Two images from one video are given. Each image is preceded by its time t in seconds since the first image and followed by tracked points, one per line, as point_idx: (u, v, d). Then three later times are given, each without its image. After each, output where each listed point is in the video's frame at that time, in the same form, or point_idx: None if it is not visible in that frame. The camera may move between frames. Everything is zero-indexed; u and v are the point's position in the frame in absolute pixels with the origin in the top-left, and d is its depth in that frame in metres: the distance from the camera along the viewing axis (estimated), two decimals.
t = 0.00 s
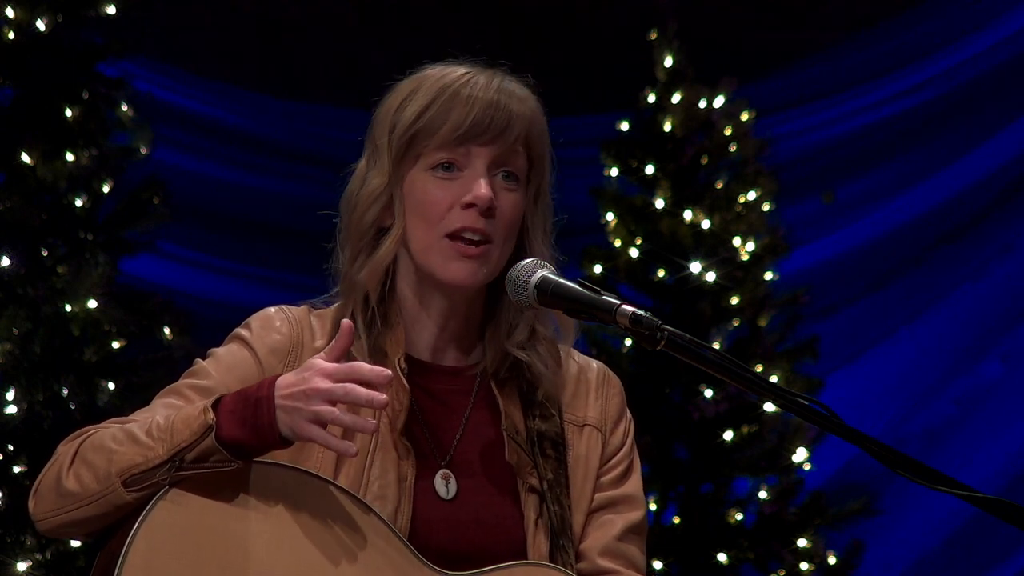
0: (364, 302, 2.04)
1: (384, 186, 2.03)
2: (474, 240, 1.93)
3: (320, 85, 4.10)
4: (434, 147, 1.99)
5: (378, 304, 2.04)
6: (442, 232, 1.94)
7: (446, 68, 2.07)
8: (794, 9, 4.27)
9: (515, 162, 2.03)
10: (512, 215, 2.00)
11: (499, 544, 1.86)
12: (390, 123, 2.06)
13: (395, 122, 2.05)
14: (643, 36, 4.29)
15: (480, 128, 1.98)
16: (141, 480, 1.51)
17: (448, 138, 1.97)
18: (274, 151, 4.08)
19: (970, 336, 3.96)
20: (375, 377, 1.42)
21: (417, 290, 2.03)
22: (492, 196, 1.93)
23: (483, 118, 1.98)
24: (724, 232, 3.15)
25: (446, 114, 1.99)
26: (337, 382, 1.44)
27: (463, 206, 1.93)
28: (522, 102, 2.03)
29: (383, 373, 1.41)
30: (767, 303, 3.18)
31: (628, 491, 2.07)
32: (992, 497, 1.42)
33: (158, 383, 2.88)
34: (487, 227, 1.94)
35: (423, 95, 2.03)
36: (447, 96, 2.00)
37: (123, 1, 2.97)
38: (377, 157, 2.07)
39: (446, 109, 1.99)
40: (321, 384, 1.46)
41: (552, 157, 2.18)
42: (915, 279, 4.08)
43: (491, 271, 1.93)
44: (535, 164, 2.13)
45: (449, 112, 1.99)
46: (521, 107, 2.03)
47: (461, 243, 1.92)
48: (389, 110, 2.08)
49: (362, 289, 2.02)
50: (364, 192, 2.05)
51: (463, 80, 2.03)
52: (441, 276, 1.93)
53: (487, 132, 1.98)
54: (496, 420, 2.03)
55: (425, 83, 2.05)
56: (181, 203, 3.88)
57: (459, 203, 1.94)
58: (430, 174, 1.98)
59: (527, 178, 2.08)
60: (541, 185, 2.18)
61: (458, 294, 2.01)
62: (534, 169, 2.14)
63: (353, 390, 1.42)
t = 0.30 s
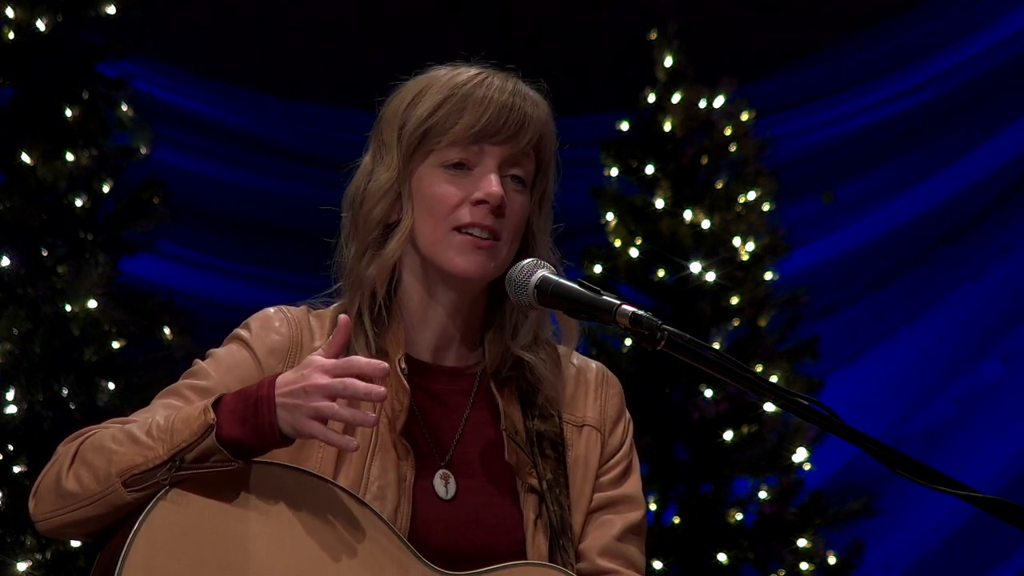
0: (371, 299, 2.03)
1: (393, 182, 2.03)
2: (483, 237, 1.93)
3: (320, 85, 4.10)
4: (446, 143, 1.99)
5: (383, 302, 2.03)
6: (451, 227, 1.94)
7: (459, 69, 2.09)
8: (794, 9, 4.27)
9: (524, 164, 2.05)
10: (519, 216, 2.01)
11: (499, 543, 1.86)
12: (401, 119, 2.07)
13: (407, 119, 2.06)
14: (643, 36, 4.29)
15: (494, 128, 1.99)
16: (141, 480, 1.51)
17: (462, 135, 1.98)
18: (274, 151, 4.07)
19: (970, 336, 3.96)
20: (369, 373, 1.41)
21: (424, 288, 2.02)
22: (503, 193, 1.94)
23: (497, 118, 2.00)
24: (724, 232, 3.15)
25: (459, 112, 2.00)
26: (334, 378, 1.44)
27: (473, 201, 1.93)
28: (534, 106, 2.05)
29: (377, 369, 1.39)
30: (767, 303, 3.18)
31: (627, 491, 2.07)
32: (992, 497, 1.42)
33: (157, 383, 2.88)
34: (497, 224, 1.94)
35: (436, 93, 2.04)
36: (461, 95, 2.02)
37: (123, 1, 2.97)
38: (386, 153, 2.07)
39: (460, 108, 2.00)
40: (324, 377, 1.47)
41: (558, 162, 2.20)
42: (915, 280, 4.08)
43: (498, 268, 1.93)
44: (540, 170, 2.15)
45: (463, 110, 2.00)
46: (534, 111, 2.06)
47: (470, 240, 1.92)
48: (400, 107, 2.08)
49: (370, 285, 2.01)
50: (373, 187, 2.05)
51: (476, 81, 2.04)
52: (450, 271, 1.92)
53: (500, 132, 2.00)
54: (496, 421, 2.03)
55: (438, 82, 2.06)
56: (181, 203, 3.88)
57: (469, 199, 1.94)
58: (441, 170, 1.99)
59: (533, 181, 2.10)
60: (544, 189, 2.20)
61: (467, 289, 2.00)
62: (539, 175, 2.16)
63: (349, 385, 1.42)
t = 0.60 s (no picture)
0: (375, 298, 2.03)
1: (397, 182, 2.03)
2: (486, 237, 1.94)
3: (320, 85, 4.11)
4: (449, 144, 1.99)
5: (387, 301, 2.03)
6: (456, 229, 1.94)
7: (459, 67, 2.09)
8: (794, 8, 4.26)
9: (526, 162, 2.05)
10: (522, 215, 2.01)
11: (501, 543, 1.86)
12: (402, 119, 2.07)
13: (408, 119, 2.06)
14: (643, 35, 4.29)
15: (496, 128, 1.99)
16: (145, 442, 1.50)
17: (464, 136, 1.98)
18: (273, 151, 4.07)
19: (970, 336, 3.97)
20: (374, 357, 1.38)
21: (427, 287, 2.01)
22: (507, 193, 1.94)
23: (499, 117, 2.00)
24: (724, 232, 3.16)
25: (461, 113, 2.00)
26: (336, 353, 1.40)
27: (477, 202, 1.93)
28: (535, 104, 2.05)
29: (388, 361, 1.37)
30: (767, 303, 3.18)
31: (629, 491, 2.08)
32: (991, 497, 1.43)
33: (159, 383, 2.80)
34: (502, 224, 1.94)
35: (437, 93, 2.04)
36: (462, 95, 2.02)
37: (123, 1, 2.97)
38: (389, 154, 2.07)
39: (461, 108, 2.00)
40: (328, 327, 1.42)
41: (560, 158, 2.20)
42: (915, 280, 4.08)
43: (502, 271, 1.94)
44: (543, 166, 2.15)
45: (464, 110, 2.00)
46: (535, 108, 2.05)
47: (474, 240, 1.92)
48: (401, 107, 2.08)
49: (374, 286, 2.02)
50: (377, 188, 2.05)
51: (476, 80, 2.04)
52: (453, 272, 1.93)
53: (502, 131, 2.00)
54: (501, 421, 2.03)
55: (439, 82, 2.06)
56: (181, 203, 3.88)
57: (473, 200, 1.94)
58: (445, 171, 1.99)
59: (535, 179, 2.10)
60: (547, 186, 2.20)
61: (467, 291, 1.99)
62: (542, 172, 2.16)
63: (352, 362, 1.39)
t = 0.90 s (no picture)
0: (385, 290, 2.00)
1: (412, 174, 2.03)
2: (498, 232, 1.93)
3: (320, 85, 4.11)
4: (467, 139, 2.00)
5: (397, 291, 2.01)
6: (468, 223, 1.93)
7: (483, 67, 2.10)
8: (794, 8, 4.27)
9: (542, 164, 2.06)
10: (533, 216, 2.01)
11: (503, 543, 1.86)
12: (422, 114, 2.07)
13: (428, 113, 2.06)
14: (643, 35, 4.28)
15: (514, 127, 2.00)
16: (163, 331, 1.56)
17: (482, 132, 1.99)
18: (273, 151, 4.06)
19: (970, 336, 3.97)
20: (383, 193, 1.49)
21: (436, 281, 2.00)
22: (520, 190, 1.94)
23: (518, 116, 2.01)
24: (724, 232, 3.16)
25: (481, 110, 2.01)
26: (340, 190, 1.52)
27: (491, 197, 1.93)
28: (555, 107, 2.06)
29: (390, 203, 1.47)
30: (767, 303, 3.19)
31: (631, 493, 2.08)
32: (991, 497, 1.43)
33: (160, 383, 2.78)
34: (513, 221, 1.94)
35: (457, 90, 2.05)
36: (483, 92, 2.03)
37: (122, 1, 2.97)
38: (406, 147, 2.07)
39: (481, 105, 2.01)
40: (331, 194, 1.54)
41: (576, 164, 2.21)
42: (918, 279, 4.08)
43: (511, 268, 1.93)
44: (558, 171, 2.16)
45: (484, 107, 2.01)
46: (555, 112, 2.06)
47: (484, 235, 1.91)
48: (421, 102, 2.09)
49: (385, 276, 2.00)
50: (392, 179, 2.04)
51: (499, 79, 2.05)
52: (463, 263, 1.92)
53: (520, 131, 2.01)
54: (505, 421, 2.03)
55: (460, 79, 2.07)
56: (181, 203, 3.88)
57: (487, 194, 1.94)
58: (460, 166, 1.99)
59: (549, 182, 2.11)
60: (560, 194, 2.20)
61: (478, 284, 1.98)
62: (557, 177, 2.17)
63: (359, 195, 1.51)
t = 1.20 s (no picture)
0: (383, 289, 2.01)
1: (408, 174, 2.03)
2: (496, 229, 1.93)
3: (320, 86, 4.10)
4: (464, 137, 2.00)
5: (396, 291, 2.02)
6: (467, 220, 1.94)
7: (477, 66, 2.10)
8: (794, 8, 4.27)
9: (538, 162, 2.06)
10: (531, 213, 2.00)
11: (501, 542, 1.86)
12: (416, 113, 2.07)
13: (423, 112, 2.06)
14: (643, 35, 4.28)
15: (511, 124, 2.00)
16: (185, 329, 1.50)
17: (479, 129, 1.99)
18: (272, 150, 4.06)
19: (969, 336, 3.97)
20: (348, 117, 1.43)
21: (434, 281, 2.01)
22: (519, 185, 1.94)
23: (515, 114, 2.00)
24: (724, 232, 3.16)
25: (477, 108, 2.01)
26: (306, 123, 1.43)
27: (490, 194, 1.93)
28: (551, 105, 2.07)
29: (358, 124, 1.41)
30: (767, 303, 3.19)
31: (630, 494, 2.07)
32: (991, 497, 1.43)
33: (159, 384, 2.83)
34: (512, 217, 1.94)
35: (452, 89, 2.05)
36: (478, 91, 2.03)
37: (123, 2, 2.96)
38: (401, 146, 2.07)
39: (477, 103, 2.01)
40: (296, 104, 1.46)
41: (569, 163, 2.21)
42: (917, 279, 4.08)
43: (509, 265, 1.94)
44: (552, 169, 2.17)
45: (480, 105, 2.01)
46: (551, 110, 2.06)
47: (485, 232, 1.92)
48: (415, 102, 2.09)
49: (383, 276, 2.01)
50: (387, 177, 2.05)
51: (493, 77, 2.05)
52: (462, 260, 1.92)
53: (517, 128, 2.00)
54: (502, 423, 2.03)
55: (455, 78, 2.07)
56: (181, 203, 3.88)
57: (485, 191, 1.94)
58: (457, 164, 1.99)
59: (545, 180, 2.11)
60: (554, 192, 2.21)
61: (476, 281, 1.98)
62: (551, 175, 2.17)
63: (324, 128, 1.43)
